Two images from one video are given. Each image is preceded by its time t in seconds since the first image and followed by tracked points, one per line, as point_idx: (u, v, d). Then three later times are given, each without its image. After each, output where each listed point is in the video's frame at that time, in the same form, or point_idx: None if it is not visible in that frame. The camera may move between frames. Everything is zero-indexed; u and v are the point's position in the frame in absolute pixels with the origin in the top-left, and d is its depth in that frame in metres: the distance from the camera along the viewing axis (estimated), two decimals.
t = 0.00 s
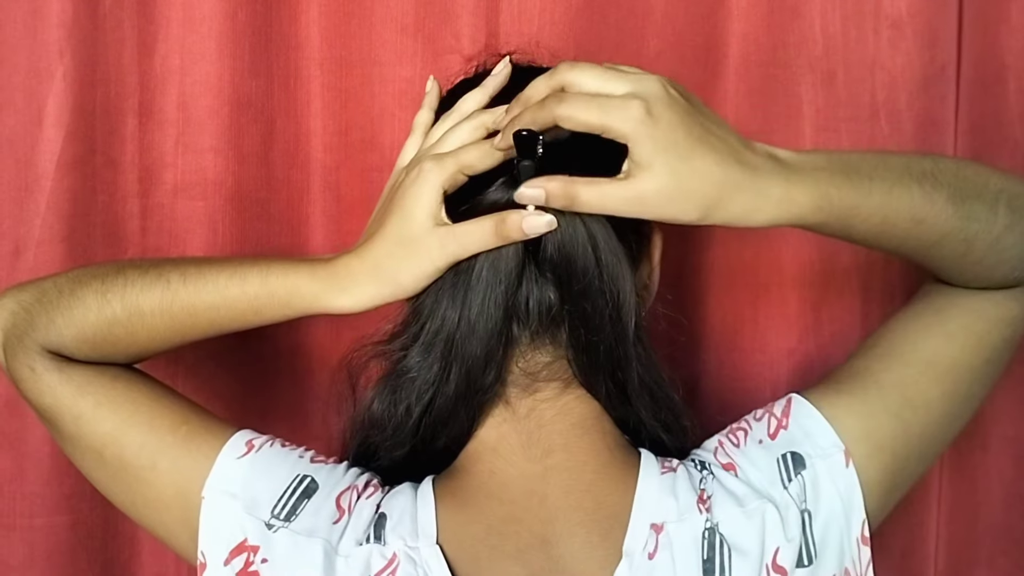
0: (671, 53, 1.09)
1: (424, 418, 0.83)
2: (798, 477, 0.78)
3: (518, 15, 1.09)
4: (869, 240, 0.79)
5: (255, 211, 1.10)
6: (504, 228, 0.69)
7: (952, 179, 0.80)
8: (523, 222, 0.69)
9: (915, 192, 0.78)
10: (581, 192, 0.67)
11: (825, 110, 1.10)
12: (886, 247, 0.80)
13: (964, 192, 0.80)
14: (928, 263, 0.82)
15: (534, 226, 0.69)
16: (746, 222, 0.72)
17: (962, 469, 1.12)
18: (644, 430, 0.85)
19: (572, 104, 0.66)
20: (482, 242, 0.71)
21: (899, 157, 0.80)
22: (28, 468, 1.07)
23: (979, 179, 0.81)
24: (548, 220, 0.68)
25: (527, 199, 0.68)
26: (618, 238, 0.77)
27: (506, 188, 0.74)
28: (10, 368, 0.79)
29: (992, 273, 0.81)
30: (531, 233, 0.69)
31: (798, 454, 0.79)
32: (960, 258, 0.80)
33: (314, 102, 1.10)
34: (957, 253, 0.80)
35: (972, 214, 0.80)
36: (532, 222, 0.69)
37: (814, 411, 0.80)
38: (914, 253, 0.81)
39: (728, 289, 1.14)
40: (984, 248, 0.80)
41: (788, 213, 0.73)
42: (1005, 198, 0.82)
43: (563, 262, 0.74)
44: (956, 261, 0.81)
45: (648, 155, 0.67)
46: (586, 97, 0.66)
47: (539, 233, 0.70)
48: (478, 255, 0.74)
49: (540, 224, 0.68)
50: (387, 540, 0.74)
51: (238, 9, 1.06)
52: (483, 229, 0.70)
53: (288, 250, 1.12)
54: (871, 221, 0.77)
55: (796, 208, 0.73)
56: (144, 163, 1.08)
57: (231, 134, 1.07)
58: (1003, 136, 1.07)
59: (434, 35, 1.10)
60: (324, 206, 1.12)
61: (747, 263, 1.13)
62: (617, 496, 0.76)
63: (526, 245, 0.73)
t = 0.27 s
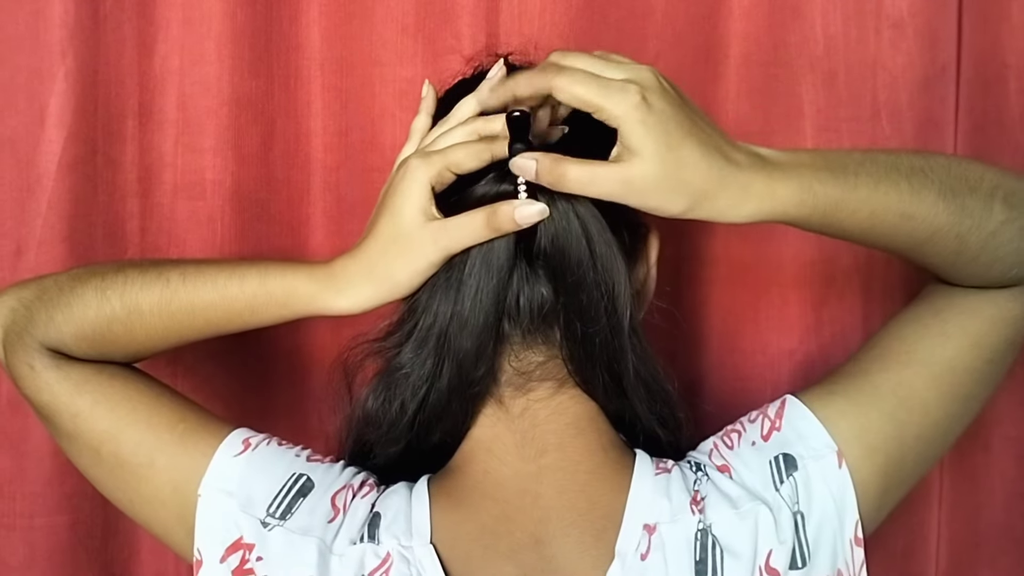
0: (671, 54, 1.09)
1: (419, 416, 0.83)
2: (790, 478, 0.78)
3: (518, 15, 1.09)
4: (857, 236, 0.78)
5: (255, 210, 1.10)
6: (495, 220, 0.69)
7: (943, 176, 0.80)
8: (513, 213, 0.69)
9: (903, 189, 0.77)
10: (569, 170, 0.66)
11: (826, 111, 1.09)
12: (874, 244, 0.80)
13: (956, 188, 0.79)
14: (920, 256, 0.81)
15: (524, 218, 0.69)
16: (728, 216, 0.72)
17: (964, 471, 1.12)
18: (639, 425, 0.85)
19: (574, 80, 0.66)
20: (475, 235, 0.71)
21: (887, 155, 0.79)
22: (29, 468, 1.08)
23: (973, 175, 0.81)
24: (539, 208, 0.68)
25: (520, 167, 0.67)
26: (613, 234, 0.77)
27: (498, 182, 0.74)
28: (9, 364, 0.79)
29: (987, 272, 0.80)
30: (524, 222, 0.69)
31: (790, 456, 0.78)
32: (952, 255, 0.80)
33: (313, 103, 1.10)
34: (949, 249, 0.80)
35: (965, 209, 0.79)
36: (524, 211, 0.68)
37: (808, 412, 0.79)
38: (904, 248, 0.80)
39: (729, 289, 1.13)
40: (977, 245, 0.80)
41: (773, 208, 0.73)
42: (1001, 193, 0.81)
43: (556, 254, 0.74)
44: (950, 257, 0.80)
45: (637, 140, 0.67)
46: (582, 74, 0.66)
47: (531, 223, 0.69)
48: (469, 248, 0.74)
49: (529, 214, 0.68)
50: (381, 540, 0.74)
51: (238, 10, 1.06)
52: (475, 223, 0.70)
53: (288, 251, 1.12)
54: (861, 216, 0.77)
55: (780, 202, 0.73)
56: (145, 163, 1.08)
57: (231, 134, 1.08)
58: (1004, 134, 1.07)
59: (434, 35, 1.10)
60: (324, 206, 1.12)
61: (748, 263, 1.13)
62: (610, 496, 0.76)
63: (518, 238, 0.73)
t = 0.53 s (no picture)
0: (672, 53, 1.08)
1: (417, 417, 0.83)
2: (788, 477, 0.77)
3: (518, 14, 1.09)
4: (856, 220, 0.78)
5: (254, 210, 1.09)
6: (493, 217, 0.69)
7: (946, 167, 0.79)
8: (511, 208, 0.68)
9: (906, 176, 0.77)
10: (577, 123, 0.65)
11: (828, 110, 1.09)
12: (873, 231, 0.79)
13: (958, 180, 0.79)
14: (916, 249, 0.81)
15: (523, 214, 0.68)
16: (730, 190, 0.71)
17: (967, 471, 1.11)
18: (638, 425, 0.84)
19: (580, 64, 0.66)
20: (473, 235, 0.70)
21: (890, 143, 0.79)
22: (26, 468, 1.07)
23: (975, 169, 0.80)
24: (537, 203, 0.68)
25: (523, 121, 0.66)
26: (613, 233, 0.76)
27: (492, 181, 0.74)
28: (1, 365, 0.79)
29: (985, 267, 0.80)
30: (521, 219, 0.68)
31: (788, 455, 0.78)
32: (949, 247, 0.79)
33: (313, 103, 1.10)
34: (947, 241, 0.79)
35: (966, 201, 0.79)
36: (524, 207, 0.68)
37: (805, 411, 0.79)
38: (903, 238, 0.80)
39: (730, 289, 1.13)
40: (975, 238, 0.79)
41: (773, 185, 0.72)
42: (1002, 188, 0.80)
43: (555, 252, 0.73)
44: (947, 251, 0.80)
45: (642, 109, 0.66)
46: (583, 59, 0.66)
47: (529, 219, 0.69)
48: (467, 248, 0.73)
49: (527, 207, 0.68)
50: (379, 542, 0.73)
51: (237, 9, 1.06)
52: (472, 222, 0.70)
53: (288, 251, 1.11)
54: (863, 203, 0.76)
55: (782, 178, 0.72)
56: (143, 163, 1.07)
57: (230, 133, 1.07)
58: (1006, 133, 1.06)
59: (433, 34, 1.09)
60: (324, 206, 1.12)
61: (749, 264, 1.12)
62: (609, 498, 0.75)
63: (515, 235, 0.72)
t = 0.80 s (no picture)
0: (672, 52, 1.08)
1: (417, 416, 0.83)
2: (786, 477, 0.77)
3: (518, 14, 1.09)
4: (853, 192, 0.77)
5: (255, 211, 1.09)
6: (491, 205, 0.69)
7: (942, 145, 0.79)
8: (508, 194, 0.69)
9: (903, 150, 0.76)
10: (564, 88, 0.67)
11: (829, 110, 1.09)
12: (868, 205, 0.78)
13: (954, 158, 0.79)
14: (911, 228, 0.80)
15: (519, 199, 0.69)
16: (727, 148, 0.71)
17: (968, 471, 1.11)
18: (639, 415, 0.84)
19: (565, 33, 0.68)
20: (473, 225, 0.71)
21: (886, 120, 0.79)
22: (27, 469, 1.07)
23: (970, 152, 0.80)
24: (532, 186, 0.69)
25: (514, 104, 0.67)
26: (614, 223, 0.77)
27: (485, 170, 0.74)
28: None
29: (981, 251, 0.80)
30: (519, 203, 0.69)
31: (786, 454, 0.78)
32: (944, 226, 0.79)
33: (313, 103, 1.10)
34: (943, 220, 0.79)
35: (962, 181, 0.79)
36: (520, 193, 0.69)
37: (801, 410, 0.79)
38: (896, 216, 0.79)
39: (731, 289, 1.13)
40: (970, 220, 0.79)
41: (771, 144, 0.72)
42: (997, 174, 0.80)
43: (554, 242, 0.74)
44: (942, 229, 0.79)
45: (629, 62, 0.68)
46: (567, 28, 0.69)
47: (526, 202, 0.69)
48: (467, 244, 0.74)
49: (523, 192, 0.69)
50: (381, 546, 0.73)
51: (238, 9, 1.06)
52: (470, 211, 0.70)
53: (289, 251, 1.11)
54: (860, 171, 0.76)
55: (779, 140, 0.72)
56: (143, 163, 1.07)
57: (231, 134, 1.07)
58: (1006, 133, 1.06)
59: (433, 34, 1.10)
60: (324, 206, 1.12)
61: (750, 264, 1.12)
62: (609, 499, 0.75)
63: (513, 222, 0.73)
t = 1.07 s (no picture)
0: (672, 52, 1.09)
1: (418, 416, 0.83)
2: (781, 477, 0.78)
3: (518, 15, 1.10)
4: (853, 150, 0.78)
5: (254, 210, 1.10)
6: (499, 202, 0.70)
7: (943, 109, 0.80)
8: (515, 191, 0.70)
9: (906, 108, 0.77)
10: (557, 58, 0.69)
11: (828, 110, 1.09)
12: (868, 165, 0.79)
13: (955, 122, 0.80)
14: (913, 192, 0.80)
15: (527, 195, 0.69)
16: (731, 80, 0.72)
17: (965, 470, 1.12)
18: (639, 414, 0.84)
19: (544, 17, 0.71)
20: (480, 224, 0.71)
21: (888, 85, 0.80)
22: (25, 468, 1.07)
23: (972, 122, 0.81)
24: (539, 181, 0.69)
25: (518, 97, 0.71)
26: (619, 220, 0.78)
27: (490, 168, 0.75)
28: None
29: (977, 228, 0.81)
30: (525, 200, 0.69)
31: (781, 454, 0.78)
32: (945, 190, 0.80)
33: (313, 103, 1.10)
34: (943, 183, 0.79)
35: (964, 146, 0.79)
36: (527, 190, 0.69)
37: (796, 409, 0.79)
38: (896, 177, 0.79)
39: (729, 290, 1.13)
40: (970, 190, 0.80)
41: (774, 78, 0.73)
42: (997, 146, 0.81)
43: (559, 236, 0.74)
44: (943, 193, 0.80)
45: (611, 11, 0.70)
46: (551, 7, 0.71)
47: (533, 200, 0.70)
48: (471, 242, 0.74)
49: (529, 190, 0.69)
50: (383, 546, 0.74)
51: (238, 8, 1.06)
52: (477, 209, 0.71)
53: (289, 251, 1.11)
54: (862, 123, 0.76)
55: (782, 76, 0.73)
56: (143, 163, 1.07)
57: (231, 134, 1.07)
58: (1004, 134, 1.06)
59: (433, 34, 1.10)
60: (323, 206, 1.12)
61: (748, 264, 1.12)
62: (608, 499, 0.75)
63: (519, 221, 0.74)
